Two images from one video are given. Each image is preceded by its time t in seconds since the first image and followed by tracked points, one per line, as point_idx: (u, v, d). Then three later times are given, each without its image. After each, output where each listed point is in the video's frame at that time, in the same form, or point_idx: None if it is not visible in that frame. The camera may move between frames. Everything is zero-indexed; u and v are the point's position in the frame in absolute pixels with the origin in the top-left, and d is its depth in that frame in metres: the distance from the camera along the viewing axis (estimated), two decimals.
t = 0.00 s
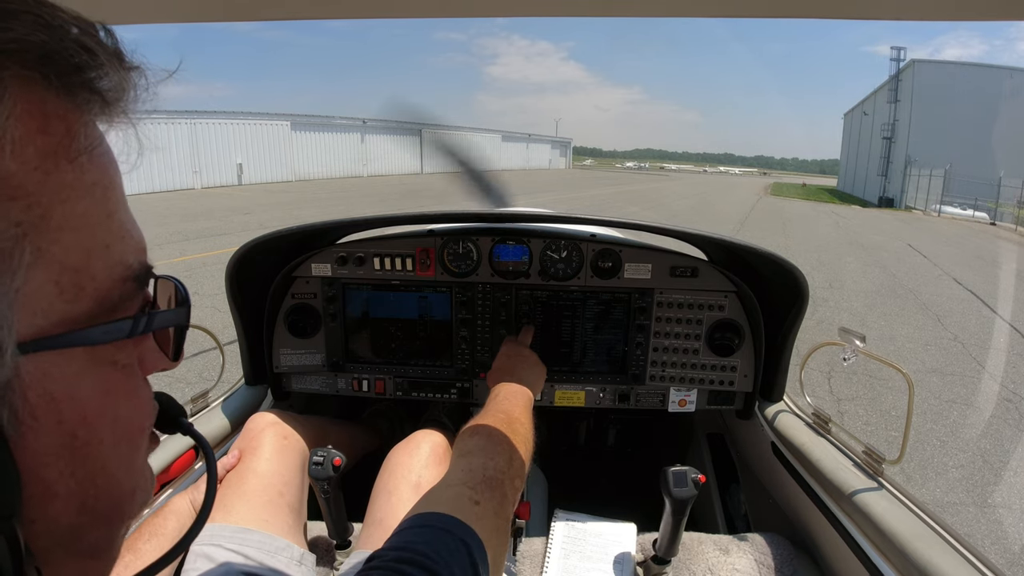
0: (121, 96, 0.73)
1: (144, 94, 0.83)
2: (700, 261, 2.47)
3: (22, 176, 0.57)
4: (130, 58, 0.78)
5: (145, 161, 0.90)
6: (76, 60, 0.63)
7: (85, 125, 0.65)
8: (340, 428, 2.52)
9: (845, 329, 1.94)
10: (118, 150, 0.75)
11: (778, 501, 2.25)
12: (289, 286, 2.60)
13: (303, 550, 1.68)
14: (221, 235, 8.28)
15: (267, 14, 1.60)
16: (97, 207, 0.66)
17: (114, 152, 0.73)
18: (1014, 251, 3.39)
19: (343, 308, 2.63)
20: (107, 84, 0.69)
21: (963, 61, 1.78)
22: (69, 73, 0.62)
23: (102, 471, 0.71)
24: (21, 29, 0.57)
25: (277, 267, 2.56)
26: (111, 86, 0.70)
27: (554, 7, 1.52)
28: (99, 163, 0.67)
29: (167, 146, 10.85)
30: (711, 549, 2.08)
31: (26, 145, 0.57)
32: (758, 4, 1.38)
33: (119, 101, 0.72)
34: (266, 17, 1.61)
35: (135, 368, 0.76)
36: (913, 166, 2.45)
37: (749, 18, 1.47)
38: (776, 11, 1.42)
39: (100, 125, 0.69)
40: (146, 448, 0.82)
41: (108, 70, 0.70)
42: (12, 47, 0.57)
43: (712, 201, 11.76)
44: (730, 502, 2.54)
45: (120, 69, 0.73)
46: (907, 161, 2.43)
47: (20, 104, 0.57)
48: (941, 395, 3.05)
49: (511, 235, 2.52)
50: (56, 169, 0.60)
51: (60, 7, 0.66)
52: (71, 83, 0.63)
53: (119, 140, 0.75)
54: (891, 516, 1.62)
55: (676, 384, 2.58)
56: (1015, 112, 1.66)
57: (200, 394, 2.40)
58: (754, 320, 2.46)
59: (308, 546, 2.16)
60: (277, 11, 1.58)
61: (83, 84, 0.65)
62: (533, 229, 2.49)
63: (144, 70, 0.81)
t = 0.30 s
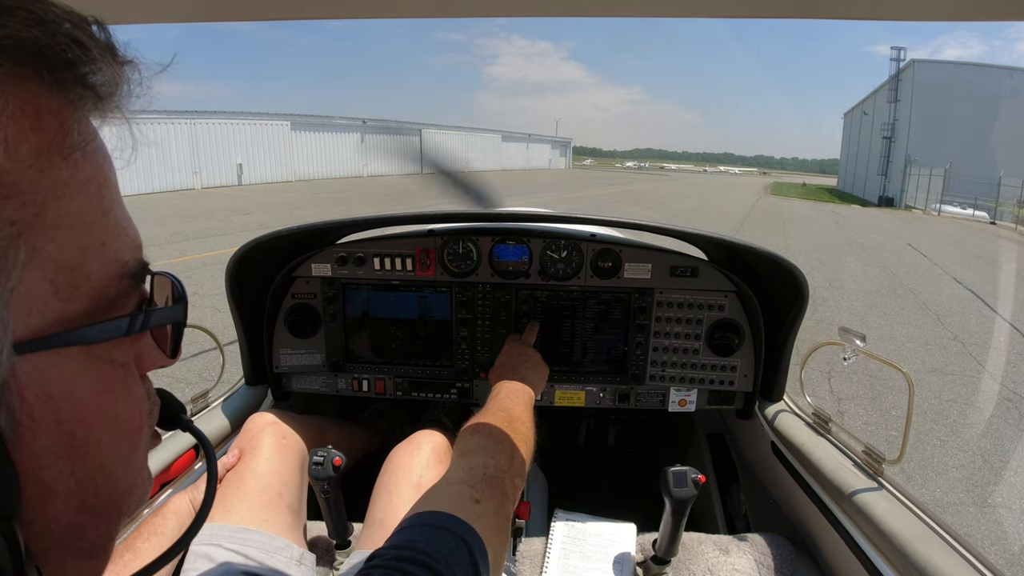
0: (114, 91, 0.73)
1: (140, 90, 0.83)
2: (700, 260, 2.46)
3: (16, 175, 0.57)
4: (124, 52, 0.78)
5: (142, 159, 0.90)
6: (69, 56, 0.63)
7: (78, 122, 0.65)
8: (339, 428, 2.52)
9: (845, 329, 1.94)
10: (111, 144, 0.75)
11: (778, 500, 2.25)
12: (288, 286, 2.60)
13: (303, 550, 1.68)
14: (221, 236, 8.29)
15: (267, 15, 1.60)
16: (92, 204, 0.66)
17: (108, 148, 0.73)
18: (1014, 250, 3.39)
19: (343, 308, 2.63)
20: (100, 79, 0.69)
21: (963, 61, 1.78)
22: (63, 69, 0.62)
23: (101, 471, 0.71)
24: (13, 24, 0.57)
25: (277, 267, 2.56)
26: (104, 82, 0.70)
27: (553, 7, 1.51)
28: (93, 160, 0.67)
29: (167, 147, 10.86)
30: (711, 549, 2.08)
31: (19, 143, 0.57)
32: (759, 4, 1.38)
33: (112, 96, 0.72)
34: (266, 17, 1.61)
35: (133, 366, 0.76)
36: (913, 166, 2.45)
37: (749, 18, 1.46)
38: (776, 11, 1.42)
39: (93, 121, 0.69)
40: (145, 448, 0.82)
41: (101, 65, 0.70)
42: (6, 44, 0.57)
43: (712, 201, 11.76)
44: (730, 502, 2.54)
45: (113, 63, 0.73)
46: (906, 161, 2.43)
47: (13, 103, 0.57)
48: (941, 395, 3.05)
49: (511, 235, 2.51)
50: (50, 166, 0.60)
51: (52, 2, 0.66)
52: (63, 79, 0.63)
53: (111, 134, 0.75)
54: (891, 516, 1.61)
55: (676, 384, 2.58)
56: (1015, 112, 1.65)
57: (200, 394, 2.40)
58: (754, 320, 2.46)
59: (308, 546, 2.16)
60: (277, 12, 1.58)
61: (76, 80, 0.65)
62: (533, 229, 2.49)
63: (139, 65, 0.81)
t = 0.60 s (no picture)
0: (120, 95, 0.73)
1: (145, 92, 0.83)
2: (700, 261, 2.47)
3: (22, 176, 0.57)
4: (131, 56, 0.78)
5: (145, 158, 0.90)
6: (76, 59, 0.63)
7: (86, 125, 0.65)
8: (339, 428, 2.52)
9: (845, 329, 1.94)
10: (117, 149, 0.75)
11: (778, 501, 2.25)
12: (289, 286, 2.60)
13: (303, 550, 1.67)
14: (221, 236, 8.29)
15: (267, 15, 1.60)
16: (98, 205, 0.66)
17: (114, 151, 0.73)
18: (1014, 251, 3.39)
19: (343, 308, 2.63)
20: (107, 83, 0.69)
21: (962, 61, 1.78)
22: (70, 72, 0.62)
23: (103, 470, 0.71)
24: (22, 28, 0.57)
25: (277, 267, 2.56)
26: (111, 85, 0.70)
27: (554, 7, 1.51)
28: (100, 163, 0.67)
29: (167, 147, 10.86)
30: (711, 549, 2.08)
31: (27, 144, 0.57)
32: (759, 4, 1.38)
33: (118, 100, 0.72)
34: (267, 17, 1.61)
35: (136, 367, 0.77)
36: (913, 166, 2.45)
37: (749, 18, 1.46)
38: (777, 11, 1.42)
39: (99, 124, 0.70)
40: (147, 450, 0.82)
41: (108, 69, 0.70)
42: (14, 47, 0.57)
43: (712, 201, 11.77)
44: (730, 502, 2.54)
45: (120, 68, 0.73)
46: (907, 161, 2.43)
47: (21, 105, 0.57)
48: (941, 396, 3.05)
49: (511, 235, 2.52)
50: (56, 168, 0.60)
51: (61, 6, 0.65)
52: (70, 82, 0.63)
53: (118, 138, 0.75)
54: (891, 516, 1.62)
55: (676, 384, 2.58)
56: (1015, 112, 1.66)
57: (199, 394, 2.40)
58: (754, 320, 2.46)
59: (308, 546, 2.16)
60: (278, 12, 1.59)
61: (84, 84, 0.65)
62: (533, 229, 2.49)
63: (145, 69, 0.81)
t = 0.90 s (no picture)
0: (116, 89, 0.73)
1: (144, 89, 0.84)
2: (700, 260, 2.47)
3: (13, 177, 0.56)
4: (126, 50, 0.78)
5: (143, 157, 0.90)
6: (67, 52, 0.63)
7: (78, 120, 0.65)
8: (340, 428, 2.52)
9: (846, 329, 1.94)
10: (111, 144, 0.75)
11: (778, 500, 2.25)
12: (289, 286, 2.60)
13: (303, 550, 1.67)
14: (220, 236, 8.29)
15: (266, 15, 1.60)
16: (92, 206, 0.66)
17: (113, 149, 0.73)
18: (1014, 250, 3.39)
19: (343, 308, 2.63)
20: (101, 77, 0.69)
21: (962, 61, 1.78)
22: (61, 66, 0.62)
23: (102, 476, 0.71)
24: (12, 23, 0.58)
25: (277, 267, 2.56)
26: (105, 79, 0.70)
27: (554, 7, 1.51)
28: (94, 161, 0.67)
29: (167, 147, 10.85)
30: (711, 549, 2.08)
31: (17, 144, 0.57)
32: (759, 4, 1.38)
33: (113, 93, 0.72)
34: (267, 17, 1.61)
35: (135, 369, 0.77)
36: (913, 166, 2.45)
37: (749, 18, 1.46)
38: (776, 10, 1.42)
39: (93, 118, 0.70)
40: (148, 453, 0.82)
41: (103, 63, 0.70)
42: (3, 41, 0.56)
43: (712, 201, 11.76)
44: (730, 502, 2.54)
45: (116, 62, 0.74)
46: (907, 161, 2.42)
47: (10, 103, 0.57)
48: (941, 395, 3.05)
49: (511, 235, 2.51)
50: (49, 168, 0.60)
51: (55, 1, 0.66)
52: (62, 77, 0.63)
53: (112, 132, 0.75)
54: (891, 516, 1.62)
55: (676, 383, 2.58)
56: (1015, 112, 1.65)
57: (200, 395, 2.40)
58: (754, 320, 2.46)
59: (308, 546, 2.16)
60: (277, 12, 1.58)
61: (76, 77, 0.65)
62: (533, 229, 2.49)
63: (142, 64, 0.81)
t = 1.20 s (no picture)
0: (113, 92, 0.73)
1: (141, 92, 0.84)
2: (700, 261, 2.47)
3: (13, 178, 0.56)
4: (124, 53, 0.78)
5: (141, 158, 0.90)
6: (66, 56, 0.63)
7: (76, 123, 0.65)
8: (339, 428, 2.52)
9: (846, 329, 1.94)
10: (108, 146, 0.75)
11: (778, 501, 2.25)
12: (289, 286, 2.60)
13: (302, 550, 1.67)
14: (220, 236, 8.28)
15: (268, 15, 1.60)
16: (90, 207, 0.66)
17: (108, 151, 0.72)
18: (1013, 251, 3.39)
19: (343, 308, 2.63)
20: (98, 80, 0.69)
21: (962, 61, 1.78)
22: (60, 70, 0.63)
23: (99, 475, 0.71)
24: (10, 26, 0.57)
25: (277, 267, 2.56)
26: (103, 82, 0.70)
27: (555, 7, 1.51)
28: (92, 163, 0.67)
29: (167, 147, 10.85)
30: (711, 549, 2.08)
31: (16, 145, 0.57)
32: (760, 4, 1.38)
33: (110, 97, 0.72)
34: (269, 17, 1.61)
35: (131, 368, 0.76)
36: (913, 166, 2.45)
37: (750, 18, 1.46)
38: (777, 11, 1.42)
39: (90, 121, 0.70)
40: (143, 452, 0.82)
41: (101, 66, 0.70)
42: (3, 45, 0.57)
43: (712, 201, 11.77)
44: (730, 502, 2.54)
45: (113, 65, 0.74)
46: (907, 161, 2.42)
47: (9, 105, 0.57)
48: (941, 395, 3.05)
49: (511, 235, 2.52)
50: (48, 169, 0.60)
51: (53, 4, 0.66)
52: (61, 80, 0.63)
53: (109, 135, 0.75)
54: (891, 516, 1.62)
55: (676, 384, 2.58)
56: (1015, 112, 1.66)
57: (200, 395, 2.40)
58: (754, 320, 2.46)
59: (308, 546, 2.16)
60: (278, 11, 1.59)
61: (74, 80, 0.65)
62: (533, 229, 2.49)
63: (139, 67, 0.81)
